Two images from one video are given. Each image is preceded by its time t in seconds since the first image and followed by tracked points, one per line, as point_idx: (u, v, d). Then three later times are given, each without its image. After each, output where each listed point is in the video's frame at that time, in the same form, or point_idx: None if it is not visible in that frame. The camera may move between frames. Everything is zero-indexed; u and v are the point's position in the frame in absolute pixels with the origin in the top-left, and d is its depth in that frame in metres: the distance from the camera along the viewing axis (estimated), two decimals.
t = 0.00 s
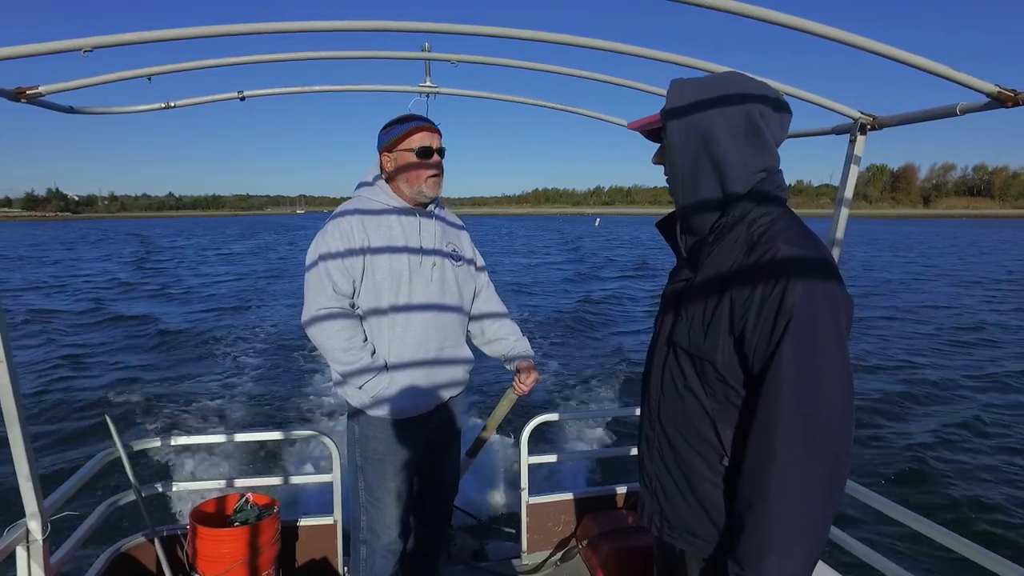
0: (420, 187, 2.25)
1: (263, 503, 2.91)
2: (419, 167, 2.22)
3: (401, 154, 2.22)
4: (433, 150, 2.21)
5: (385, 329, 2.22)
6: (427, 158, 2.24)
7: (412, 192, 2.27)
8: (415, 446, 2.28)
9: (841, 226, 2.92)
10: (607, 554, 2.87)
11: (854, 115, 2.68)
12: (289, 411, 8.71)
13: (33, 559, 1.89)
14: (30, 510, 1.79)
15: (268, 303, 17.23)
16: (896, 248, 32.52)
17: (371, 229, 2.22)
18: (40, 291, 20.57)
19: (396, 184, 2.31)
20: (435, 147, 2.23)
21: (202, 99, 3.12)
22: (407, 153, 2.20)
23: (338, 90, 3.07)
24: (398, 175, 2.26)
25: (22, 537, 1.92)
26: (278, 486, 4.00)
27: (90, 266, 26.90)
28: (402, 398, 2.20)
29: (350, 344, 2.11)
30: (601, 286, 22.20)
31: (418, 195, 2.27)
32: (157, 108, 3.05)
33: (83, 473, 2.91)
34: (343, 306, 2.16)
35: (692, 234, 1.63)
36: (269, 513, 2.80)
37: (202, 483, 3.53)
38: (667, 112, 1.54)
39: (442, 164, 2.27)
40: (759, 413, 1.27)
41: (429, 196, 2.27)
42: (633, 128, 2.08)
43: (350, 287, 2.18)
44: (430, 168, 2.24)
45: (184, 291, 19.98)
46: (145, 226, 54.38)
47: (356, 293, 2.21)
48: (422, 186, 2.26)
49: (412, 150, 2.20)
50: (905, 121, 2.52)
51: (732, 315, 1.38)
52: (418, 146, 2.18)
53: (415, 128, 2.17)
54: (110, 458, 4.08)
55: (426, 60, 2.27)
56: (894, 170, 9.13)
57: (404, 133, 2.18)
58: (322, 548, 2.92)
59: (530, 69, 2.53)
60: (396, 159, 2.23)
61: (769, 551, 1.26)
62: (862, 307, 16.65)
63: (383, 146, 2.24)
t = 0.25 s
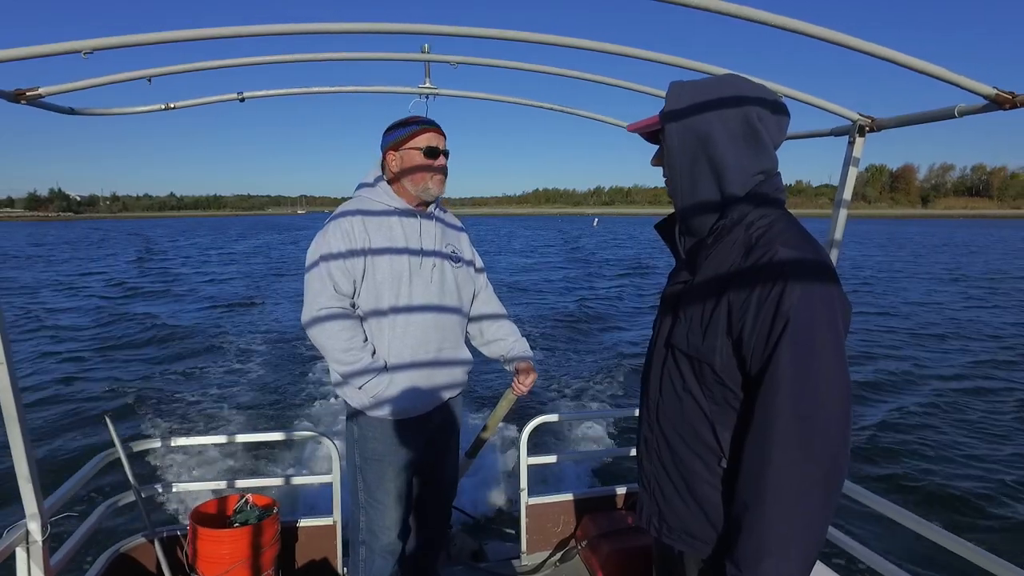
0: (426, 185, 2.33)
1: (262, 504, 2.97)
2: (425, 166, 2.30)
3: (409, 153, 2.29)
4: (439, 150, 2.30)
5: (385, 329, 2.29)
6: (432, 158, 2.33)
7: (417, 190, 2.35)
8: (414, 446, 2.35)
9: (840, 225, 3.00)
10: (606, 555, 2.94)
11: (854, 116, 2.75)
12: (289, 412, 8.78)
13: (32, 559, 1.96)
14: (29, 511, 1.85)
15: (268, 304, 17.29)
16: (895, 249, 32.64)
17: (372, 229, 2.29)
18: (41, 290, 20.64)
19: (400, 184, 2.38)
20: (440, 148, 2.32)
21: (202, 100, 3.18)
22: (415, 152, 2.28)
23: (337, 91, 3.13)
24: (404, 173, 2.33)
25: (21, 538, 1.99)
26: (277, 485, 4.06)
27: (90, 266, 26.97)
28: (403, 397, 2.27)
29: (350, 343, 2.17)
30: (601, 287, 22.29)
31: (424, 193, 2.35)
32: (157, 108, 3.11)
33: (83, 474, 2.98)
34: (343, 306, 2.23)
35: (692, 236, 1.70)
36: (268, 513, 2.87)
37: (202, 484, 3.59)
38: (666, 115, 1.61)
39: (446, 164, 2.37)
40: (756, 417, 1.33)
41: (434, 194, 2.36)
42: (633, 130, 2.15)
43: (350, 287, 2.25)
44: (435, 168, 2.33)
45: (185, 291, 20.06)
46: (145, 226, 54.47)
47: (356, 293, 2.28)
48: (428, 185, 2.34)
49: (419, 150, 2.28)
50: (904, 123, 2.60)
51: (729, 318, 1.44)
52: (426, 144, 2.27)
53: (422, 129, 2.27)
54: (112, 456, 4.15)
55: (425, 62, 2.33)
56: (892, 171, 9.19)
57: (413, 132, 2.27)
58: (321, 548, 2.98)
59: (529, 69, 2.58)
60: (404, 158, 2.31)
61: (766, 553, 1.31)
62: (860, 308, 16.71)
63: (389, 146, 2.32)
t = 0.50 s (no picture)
0: (429, 185, 2.38)
1: (262, 504, 3.02)
2: (430, 166, 2.36)
3: (414, 152, 2.35)
4: (443, 152, 2.36)
5: (386, 328, 2.33)
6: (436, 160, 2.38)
7: (420, 190, 2.40)
8: (413, 446, 2.40)
9: (840, 225, 3.04)
10: (606, 554, 2.98)
11: (852, 117, 2.80)
12: (290, 412, 8.82)
13: (32, 558, 2.01)
14: (30, 511, 1.90)
15: (268, 303, 17.35)
16: (894, 249, 32.71)
17: (375, 228, 2.33)
18: (41, 290, 20.68)
19: (403, 183, 2.43)
20: (445, 150, 2.38)
21: (202, 100, 3.23)
22: (421, 151, 2.34)
23: (336, 91, 3.19)
24: (409, 172, 2.38)
25: (22, 537, 2.04)
26: (277, 484, 4.10)
27: (91, 266, 27.02)
28: (404, 396, 2.32)
29: (351, 342, 2.21)
30: (600, 287, 22.35)
31: (427, 193, 2.40)
32: (156, 109, 3.16)
33: (83, 474, 3.02)
34: (345, 304, 2.26)
35: (690, 235, 1.74)
36: (268, 513, 2.92)
37: (202, 483, 3.64)
38: (663, 114, 1.65)
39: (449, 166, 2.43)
40: (754, 417, 1.37)
41: (436, 195, 2.41)
42: (633, 130, 2.19)
43: (352, 285, 2.28)
44: (439, 170, 2.39)
45: (185, 291, 20.12)
46: (145, 226, 54.55)
47: (357, 292, 2.31)
48: (431, 186, 2.39)
49: (425, 150, 2.34)
50: (902, 123, 2.65)
51: (726, 319, 1.49)
52: (432, 145, 2.33)
53: (429, 129, 2.32)
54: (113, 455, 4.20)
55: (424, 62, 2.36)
56: (891, 171, 9.22)
57: (418, 132, 2.33)
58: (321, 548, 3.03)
59: (528, 69, 2.63)
60: (409, 157, 2.36)
61: (763, 552, 1.35)
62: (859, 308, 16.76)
63: (395, 145, 2.37)
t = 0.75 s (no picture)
0: (433, 186, 2.44)
1: (262, 504, 3.07)
2: (435, 167, 2.41)
3: (418, 152, 2.40)
4: (447, 153, 2.42)
5: (387, 327, 2.39)
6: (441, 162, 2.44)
7: (424, 191, 2.46)
8: (413, 445, 2.45)
9: (839, 225, 3.10)
10: (605, 553, 3.04)
11: (852, 117, 2.86)
12: (289, 411, 8.88)
13: (32, 557, 2.07)
14: (29, 511, 1.96)
15: (267, 303, 17.40)
16: (893, 249, 32.77)
17: (377, 227, 2.38)
18: (42, 290, 20.74)
19: (406, 182, 2.48)
20: (449, 151, 2.43)
21: (202, 100, 3.29)
22: (425, 151, 2.39)
23: (334, 91, 3.24)
24: (412, 172, 2.43)
25: (22, 537, 2.10)
26: (277, 482, 4.15)
27: (90, 265, 27.08)
28: (404, 395, 2.38)
29: (353, 340, 2.26)
30: (600, 286, 22.40)
31: (430, 194, 2.46)
32: (156, 108, 3.21)
33: (83, 474, 3.07)
34: (347, 302, 2.31)
35: (688, 235, 1.80)
36: (267, 513, 2.97)
37: (201, 483, 3.69)
38: (661, 114, 1.71)
39: (452, 166, 2.49)
40: (752, 416, 1.43)
41: (439, 195, 2.48)
42: (631, 129, 2.25)
43: (355, 283, 2.33)
44: (443, 171, 2.45)
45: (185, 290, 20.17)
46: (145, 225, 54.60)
47: (360, 290, 2.37)
48: (434, 187, 2.45)
49: (430, 151, 2.39)
50: (902, 122, 2.71)
51: (723, 320, 1.55)
52: (436, 145, 2.38)
53: (434, 130, 2.37)
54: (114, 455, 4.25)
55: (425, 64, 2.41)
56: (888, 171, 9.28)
57: (424, 133, 2.37)
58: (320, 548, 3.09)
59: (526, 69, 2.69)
60: (412, 157, 2.41)
61: (762, 549, 1.41)
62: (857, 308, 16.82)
63: (400, 145, 2.41)
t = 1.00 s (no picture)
0: (438, 187, 2.49)
1: (262, 504, 3.10)
2: (441, 168, 2.46)
3: (423, 153, 2.44)
4: (452, 155, 2.47)
5: (389, 328, 2.42)
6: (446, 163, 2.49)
7: (428, 191, 2.50)
8: (415, 446, 2.48)
9: (839, 225, 3.12)
10: (604, 554, 3.07)
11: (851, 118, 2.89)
12: (289, 412, 8.91)
13: (31, 557, 2.10)
14: (29, 512, 1.99)
15: (268, 303, 17.44)
16: (893, 249, 32.79)
17: (380, 227, 2.41)
18: (43, 290, 20.78)
19: (409, 183, 2.52)
20: (453, 153, 2.48)
21: (202, 101, 3.33)
22: (430, 153, 2.43)
23: (333, 92, 3.28)
24: (418, 172, 2.46)
25: (21, 537, 2.13)
26: (277, 482, 4.18)
27: (91, 265, 27.13)
28: (405, 395, 2.41)
29: (356, 340, 2.29)
30: (600, 287, 22.42)
31: (435, 195, 2.50)
32: (158, 110, 3.24)
33: (83, 475, 3.10)
34: (350, 302, 2.34)
35: (685, 234, 1.83)
36: (267, 514, 3.00)
37: (202, 484, 3.72)
38: (658, 114, 1.74)
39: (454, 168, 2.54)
40: (750, 418, 1.45)
41: (443, 197, 2.52)
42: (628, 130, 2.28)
43: (357, 283, 2.36)
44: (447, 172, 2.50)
45: (186, 291, 20.21)
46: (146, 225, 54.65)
47: (362, 290, 2.39)
48: (439, 188, 2.50)
49: (435, 153, 2.44)
50: (900, 123, 2.74)
51: (721, 321, 1.57)
52: (441, 147, 2.43)
53: (440, 132, 2.42)
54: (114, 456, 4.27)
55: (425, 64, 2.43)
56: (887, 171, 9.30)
57: (429, 134, 2.42)
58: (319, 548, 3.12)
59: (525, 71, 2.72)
60: (417, 158, 2.45)
61: (760, 550, 1.44)
62: (856, 307, 16.83)
63: (406, 145, 2.44)
